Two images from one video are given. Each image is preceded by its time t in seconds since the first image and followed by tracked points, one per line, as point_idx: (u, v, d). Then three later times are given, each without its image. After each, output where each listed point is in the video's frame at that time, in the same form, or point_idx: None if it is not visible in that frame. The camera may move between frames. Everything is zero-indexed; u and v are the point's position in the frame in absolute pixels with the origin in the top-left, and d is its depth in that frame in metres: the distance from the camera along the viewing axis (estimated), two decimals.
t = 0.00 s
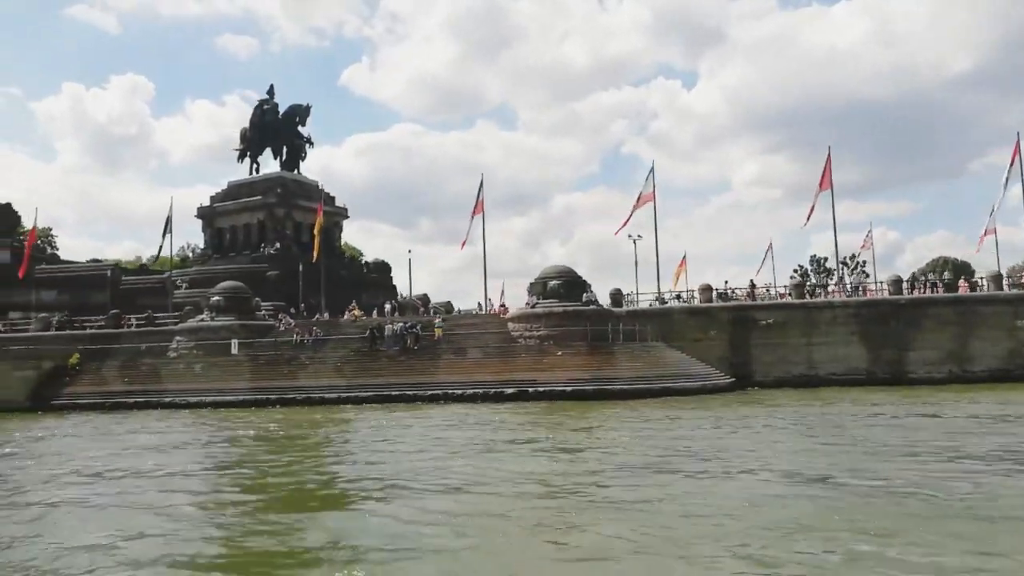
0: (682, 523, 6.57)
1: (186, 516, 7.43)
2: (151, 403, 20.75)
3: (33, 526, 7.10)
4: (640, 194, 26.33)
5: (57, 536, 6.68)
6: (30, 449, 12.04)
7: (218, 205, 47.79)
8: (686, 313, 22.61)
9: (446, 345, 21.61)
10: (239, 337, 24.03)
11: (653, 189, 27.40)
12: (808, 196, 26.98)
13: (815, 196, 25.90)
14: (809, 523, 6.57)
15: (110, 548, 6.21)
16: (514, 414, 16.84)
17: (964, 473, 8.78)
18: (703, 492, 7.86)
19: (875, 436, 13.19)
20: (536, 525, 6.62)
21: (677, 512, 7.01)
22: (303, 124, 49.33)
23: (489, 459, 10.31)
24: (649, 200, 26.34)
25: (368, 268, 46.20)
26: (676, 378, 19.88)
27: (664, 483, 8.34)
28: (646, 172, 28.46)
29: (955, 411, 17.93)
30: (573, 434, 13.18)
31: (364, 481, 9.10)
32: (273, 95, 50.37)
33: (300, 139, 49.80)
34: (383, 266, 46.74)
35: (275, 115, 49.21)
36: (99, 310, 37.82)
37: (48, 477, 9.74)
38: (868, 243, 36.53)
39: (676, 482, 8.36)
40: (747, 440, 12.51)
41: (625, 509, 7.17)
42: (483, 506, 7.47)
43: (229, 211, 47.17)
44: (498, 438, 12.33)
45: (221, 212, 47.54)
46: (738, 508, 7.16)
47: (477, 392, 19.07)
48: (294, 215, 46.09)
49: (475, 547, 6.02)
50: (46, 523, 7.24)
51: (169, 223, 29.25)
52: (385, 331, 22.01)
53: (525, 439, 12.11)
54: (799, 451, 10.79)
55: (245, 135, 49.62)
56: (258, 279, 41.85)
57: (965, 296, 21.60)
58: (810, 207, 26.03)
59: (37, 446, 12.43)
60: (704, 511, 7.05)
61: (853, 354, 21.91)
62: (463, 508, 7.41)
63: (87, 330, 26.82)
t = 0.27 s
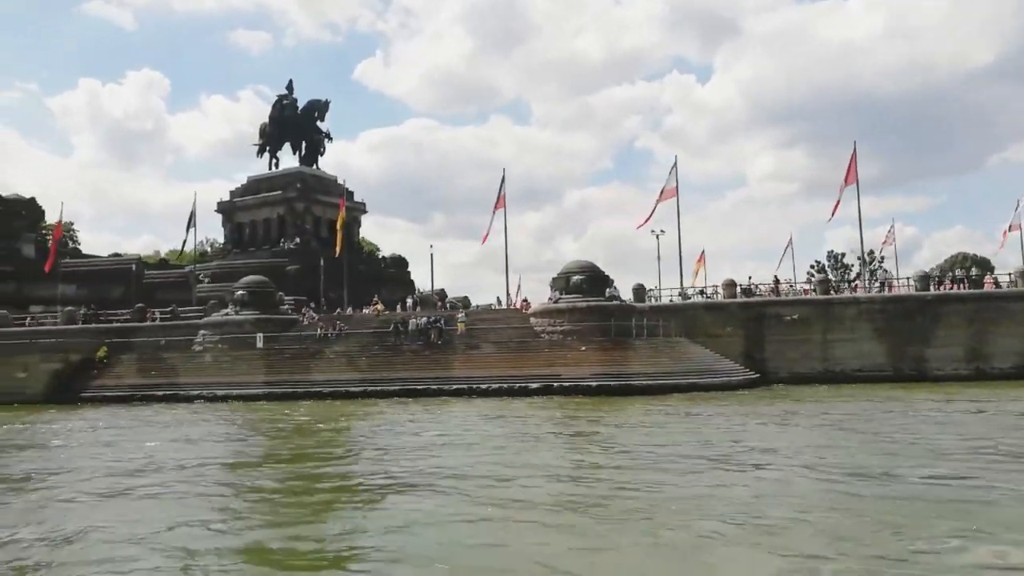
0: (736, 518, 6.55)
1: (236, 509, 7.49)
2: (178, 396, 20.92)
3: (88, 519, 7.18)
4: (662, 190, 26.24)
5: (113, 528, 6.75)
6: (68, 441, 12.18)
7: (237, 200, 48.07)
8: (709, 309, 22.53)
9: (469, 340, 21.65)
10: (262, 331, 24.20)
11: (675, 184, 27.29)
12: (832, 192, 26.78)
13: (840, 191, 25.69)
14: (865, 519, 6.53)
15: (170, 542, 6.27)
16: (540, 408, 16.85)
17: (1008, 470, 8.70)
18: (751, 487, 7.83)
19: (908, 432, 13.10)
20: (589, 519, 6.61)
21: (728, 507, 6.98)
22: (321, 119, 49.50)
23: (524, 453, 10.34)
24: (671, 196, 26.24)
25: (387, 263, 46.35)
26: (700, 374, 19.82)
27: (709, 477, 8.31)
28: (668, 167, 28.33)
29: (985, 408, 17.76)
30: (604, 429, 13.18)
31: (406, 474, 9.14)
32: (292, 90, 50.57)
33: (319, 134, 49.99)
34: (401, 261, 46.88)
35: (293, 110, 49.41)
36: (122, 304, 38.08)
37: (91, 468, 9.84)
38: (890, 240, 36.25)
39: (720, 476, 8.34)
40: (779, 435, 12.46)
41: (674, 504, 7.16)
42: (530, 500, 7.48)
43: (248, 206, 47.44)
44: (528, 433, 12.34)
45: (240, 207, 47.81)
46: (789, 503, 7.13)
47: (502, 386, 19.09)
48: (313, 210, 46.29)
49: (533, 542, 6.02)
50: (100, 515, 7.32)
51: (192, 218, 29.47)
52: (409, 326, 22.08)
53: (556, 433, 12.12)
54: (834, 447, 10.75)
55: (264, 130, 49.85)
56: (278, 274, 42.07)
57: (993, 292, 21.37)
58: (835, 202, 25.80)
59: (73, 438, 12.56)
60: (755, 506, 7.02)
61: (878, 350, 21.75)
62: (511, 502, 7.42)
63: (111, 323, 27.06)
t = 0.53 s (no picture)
0: (790, 522, 6.52)
1: (286, 508, 7.61)
2: (210, 398, 21.13)
3: (145, 516, 7.33)
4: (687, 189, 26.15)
5: (171, 528, 6.88)
6: (112, 441, 12.39)
7: (261, 203, 48.48)
8: (737, 308, 22.43)
9: (497, 341, 21.71)
10: (291, 333, 24.42)
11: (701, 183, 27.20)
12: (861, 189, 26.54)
13: (869, 189, 25.46)
14: (919, 521, 6.48)
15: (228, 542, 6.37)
16: (572, 409, 16.87)
17: None
18: (796, 488, 7.80)
19: (948, 431, 12.97)
20: (640, 520, 6.62)
21: (778, 508, 6.96)
22: (343, 123, 49.82)
23: (564, 451, 10.36)
24: (697, 195, 26.13)
25: (409, 265, 46.54)
26: (731, 374, 19.73)
27: (753, 476, 8.30)
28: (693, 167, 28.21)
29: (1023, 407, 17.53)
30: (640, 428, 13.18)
31: (448, 473, 9.22)
32: (314, 94, 50.93)
33: (341, 137, 50.32)
34: (422, 263, 47.06)
35: (315, 114, 49.76)
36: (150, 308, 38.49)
37: (138, 466, 10.00)
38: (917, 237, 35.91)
39: (763, 476, 8.35)
40: (818, 434, 12.38)
41: (722, 504, 7.15)
42: (578, 499, 7.50)
43: (271, 209, 47.83)
44: (566, 432, 12.37)
45: (264, 210, 48.21)
46: (838, 504, 7.10)
47: (532, 386, 19.10)
48: (336, 212, 46.59)
49: (590, 548, 6.04)
50: (155, 515, 7.45)
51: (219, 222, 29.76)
52: (437, 327, 22.16)
53: (593, 432, 12.14)
54: (875, 445, 10.67)
55: (286, 134, 50.26)
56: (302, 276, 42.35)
57: None
58: (864, 200, 25.57)
59: (117, 438, 12.75)
60: (805, 507, 7.00)
61: (910, 349, 21.53)
62: (560, 502, 7.45)
63: (141, 326, 27.39)
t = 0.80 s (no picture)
0: (847, 517, 6.44)
1: (333, 501, 7.63)
2: (238, 392, 21.28)
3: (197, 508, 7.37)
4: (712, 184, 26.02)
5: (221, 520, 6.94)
6: (150, 434, 12.52)
7: (282, 198, 48.74)
8: (764, 304, 22.30)
9: (523, 336, 21.71)
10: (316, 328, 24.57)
11: (726, 178, 27.06)
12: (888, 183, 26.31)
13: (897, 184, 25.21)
14: (979, 518, 6.40)
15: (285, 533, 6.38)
16: (601, 404, 16.87)
17: None
18: (846, 484, 7.73)
19: (985, 426, 12.84)
20: (695, 514, 6.55)
21: (827, 504, 6.92)
22: (363, 119, 49.99)
23: (602, 445, 10.35)
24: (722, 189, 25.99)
25: (428, 260, 46.66)
26: (759, 369, 19.62)
27: (799, 472, 8.25)
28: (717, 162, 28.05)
29: None
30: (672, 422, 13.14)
31: (490, 467, 9.23)
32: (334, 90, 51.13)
33: (360, 133, 50.50)
34: (441, 258, 47.19)
35: (336, 110, 49.96)
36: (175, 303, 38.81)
37: (180, 459, 10.09)
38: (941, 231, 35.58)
39: (810, 471, 8.28)
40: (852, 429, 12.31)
41: (776, 500, 7.08)
42: (626, 492, 7.46)
43: (292, 205, 48.08)
44: (599, 426, 12.36)
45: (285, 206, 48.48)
46: (891, 500, 7.04)
47: (559, 381, 19.08)
48: (356, 208, 46.78)
49: (641, 540, 6.04)
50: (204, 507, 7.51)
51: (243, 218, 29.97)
52: (462, 322, 22.20)
53: (626, 426, 12.13)
54: (915, 439, 10.59)
55: (307, 130, 50.49)
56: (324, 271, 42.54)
57: None
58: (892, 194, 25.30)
59: (154, 431, 12.89)
60: (856, 503, 6.94)
61: (940, 344, 21.32)
62: (608, 495, 7.41)
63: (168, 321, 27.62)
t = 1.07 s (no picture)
0: (899, 514, 6.39)
1: (376, 496, 7.67)
2: (264, 389, 21.44)
3: (242, 503, 7.43)
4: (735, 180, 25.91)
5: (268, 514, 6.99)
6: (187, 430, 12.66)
7: (301, 197, 48.99)
8: (790, 300, 22.19)
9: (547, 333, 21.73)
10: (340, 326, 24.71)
11: (750, 174, 26.92)
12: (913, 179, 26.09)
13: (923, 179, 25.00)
14: None
15: (335, 529, 6.41)
16: (628, 401, 16.88)
17: None
18: (893, 481, 7.67)
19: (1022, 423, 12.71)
20: (743, 510, 6.53)
21: (875, 501, 6.87)
22: (380, 117, 50.15)
23: (638, 442, 10.35)
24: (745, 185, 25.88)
25: (447, 258, 46.76)
26: (786, 366, 19.53)
27: (843, 468, 8.20)
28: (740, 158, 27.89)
29: None
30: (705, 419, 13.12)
31: (529, 464, 9.26)
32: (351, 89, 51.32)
33: (378, 131, 50.67)
34: (457, 256, 47.30)
35: (353, 108, 50.15)
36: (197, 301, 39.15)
37: (220, 455, 10.19)
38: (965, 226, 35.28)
39: (854, 467, 8.22)
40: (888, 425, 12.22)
41: (821, 496, 7.04)
42: (669, 488, 7.45)
43: (311, 203, 48.32)
44: (633, 423, 12.37)
45: (304, 204, 48.73)
46: (939, 497, 6.97)
47: (585, 378, 19.06)
48: (374, 206, 46.94)
49: (691, 535, 6.01)
50: (250, 502, 7.59)
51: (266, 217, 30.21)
52: (486, 319, 22.23)
53: (660, 423, 12.12)
54: (954, 436, 10.50)
55: (325, 128, 50.73)
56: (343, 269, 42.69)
57: None
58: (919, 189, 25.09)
59: (190, 428, 13.04)
60: (905, 500, 6.88)
61: (969, 341, 21.10)
62: (652, 491, 7.40)
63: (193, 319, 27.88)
